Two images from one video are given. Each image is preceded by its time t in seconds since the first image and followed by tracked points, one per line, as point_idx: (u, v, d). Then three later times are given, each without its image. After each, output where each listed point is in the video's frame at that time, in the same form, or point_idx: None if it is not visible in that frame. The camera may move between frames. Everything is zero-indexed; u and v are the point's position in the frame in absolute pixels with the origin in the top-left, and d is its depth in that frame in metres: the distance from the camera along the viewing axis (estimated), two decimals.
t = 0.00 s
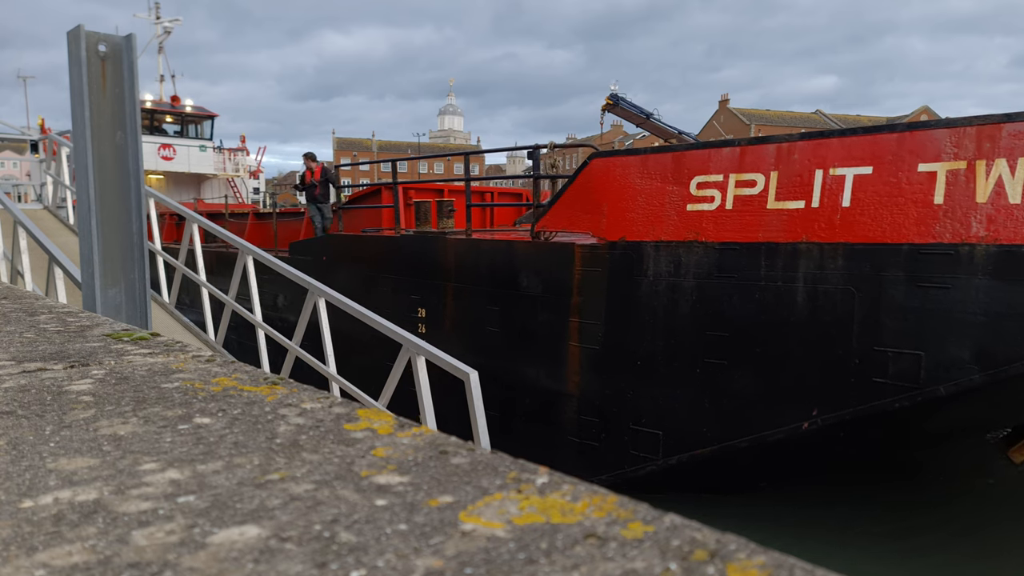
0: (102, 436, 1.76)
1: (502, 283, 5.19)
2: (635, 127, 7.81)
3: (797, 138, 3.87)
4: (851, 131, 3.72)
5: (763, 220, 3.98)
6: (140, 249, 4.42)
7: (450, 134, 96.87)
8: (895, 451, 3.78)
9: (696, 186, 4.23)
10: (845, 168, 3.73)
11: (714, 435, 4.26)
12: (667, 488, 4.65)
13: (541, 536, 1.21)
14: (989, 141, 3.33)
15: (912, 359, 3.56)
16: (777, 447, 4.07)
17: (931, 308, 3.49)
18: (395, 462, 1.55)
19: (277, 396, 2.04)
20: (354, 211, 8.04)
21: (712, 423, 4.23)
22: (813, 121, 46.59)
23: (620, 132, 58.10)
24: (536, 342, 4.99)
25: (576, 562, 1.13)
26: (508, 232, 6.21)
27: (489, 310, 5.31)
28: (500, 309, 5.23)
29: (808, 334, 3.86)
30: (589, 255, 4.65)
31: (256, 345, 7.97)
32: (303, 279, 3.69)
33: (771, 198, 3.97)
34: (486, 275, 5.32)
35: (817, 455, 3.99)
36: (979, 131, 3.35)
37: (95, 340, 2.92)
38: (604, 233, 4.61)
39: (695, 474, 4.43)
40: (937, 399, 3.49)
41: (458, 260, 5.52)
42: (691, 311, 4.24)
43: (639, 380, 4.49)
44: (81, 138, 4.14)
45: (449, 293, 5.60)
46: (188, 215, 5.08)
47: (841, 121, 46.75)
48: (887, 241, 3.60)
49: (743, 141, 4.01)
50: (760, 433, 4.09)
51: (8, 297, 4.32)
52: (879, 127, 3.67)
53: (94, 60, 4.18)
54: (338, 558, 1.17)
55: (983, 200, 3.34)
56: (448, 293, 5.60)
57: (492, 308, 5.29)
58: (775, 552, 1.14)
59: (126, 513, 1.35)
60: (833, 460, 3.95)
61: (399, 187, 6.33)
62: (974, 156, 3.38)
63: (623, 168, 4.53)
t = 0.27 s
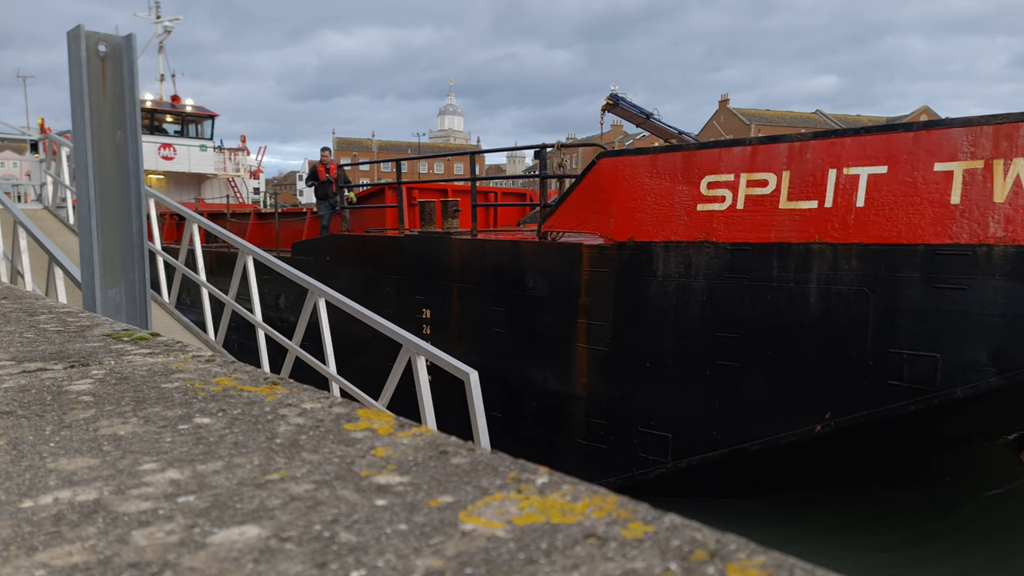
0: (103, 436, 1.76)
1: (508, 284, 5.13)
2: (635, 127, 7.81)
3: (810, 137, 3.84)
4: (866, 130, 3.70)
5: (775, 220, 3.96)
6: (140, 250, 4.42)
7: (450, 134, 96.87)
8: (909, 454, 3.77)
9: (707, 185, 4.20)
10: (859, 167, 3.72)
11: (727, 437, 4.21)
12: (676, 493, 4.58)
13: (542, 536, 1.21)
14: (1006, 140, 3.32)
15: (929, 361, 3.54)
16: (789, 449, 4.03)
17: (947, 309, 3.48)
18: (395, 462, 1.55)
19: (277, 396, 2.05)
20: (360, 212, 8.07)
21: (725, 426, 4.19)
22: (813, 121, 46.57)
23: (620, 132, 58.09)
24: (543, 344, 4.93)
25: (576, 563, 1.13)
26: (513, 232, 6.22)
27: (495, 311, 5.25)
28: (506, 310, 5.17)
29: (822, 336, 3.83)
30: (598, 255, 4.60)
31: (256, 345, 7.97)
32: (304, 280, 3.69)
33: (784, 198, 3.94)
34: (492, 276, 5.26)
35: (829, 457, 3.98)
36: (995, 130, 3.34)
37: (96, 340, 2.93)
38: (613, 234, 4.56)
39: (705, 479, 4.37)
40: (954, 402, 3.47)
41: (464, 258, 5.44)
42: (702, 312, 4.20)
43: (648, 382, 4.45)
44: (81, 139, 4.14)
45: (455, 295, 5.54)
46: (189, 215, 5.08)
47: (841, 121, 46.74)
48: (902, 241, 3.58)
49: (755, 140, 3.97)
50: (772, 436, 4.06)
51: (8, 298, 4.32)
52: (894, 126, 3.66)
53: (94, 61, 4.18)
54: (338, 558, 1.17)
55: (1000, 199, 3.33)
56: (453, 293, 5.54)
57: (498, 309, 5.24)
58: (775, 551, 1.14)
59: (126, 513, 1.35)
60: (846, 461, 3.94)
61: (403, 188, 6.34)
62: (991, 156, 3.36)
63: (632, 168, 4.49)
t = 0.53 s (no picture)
0: (103, 436, 1.76)
1: (514, 285, 5.09)
2: (635, 127, 7.81)
3: (824, 136, 3.78)
4: (881, 129, 3.63)
5: (788, 220, 3.88)
6: (140, 249, 4.42)
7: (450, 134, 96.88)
8: (923, 458, 3.65)
9: (717, 185, 4.14)
10: (874, 167, 3.64)
11: (738, 440, 4.15)
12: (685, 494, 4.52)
13: (542, 536, 1.21)
14: None
15: (945, 363, 3.45)
16: (800, 453, 3.97)
17: (965, 311, 3.38)
18: (396, 462, 1.55)
19: (277, 396, 2.05)
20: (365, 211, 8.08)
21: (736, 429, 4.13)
22: (813, 121, 46.54)
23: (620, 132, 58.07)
24: (550, 344, 4.89)
25: (576, 562, 1.13)
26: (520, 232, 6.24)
27: (501, 312, 5.22)
28: (512, 311, 5.13)
29: (835, 338, 3.75)
30: (605, 256, 4.53)
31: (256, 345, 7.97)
32: (303, 280, 3.69)
33: (796, 198, 3.87)
34: (497, 276, 5.23)
35: (840, 462, 3.87)
36: (1013, 128, 3.26)
37: (96, 340, 2.92)
38: (622, 234, 4.50)
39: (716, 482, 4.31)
40: (972, 405, 3.38)
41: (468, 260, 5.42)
42: (713, 314, 4.12)
43: (657, 384, 4.38)
44: (81, 138, 4.14)
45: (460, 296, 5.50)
46: (188, 215, 5.08)
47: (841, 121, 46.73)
48: (917, 242, 3.50)
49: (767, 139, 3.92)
50: (784, 439, 4.00)
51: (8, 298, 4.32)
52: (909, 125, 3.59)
53: (94, 60, 4.18)
54: (338, 558, 1.17)
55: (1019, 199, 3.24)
56: (459, 294, 5.51)
57: (503, 310, 5.20)
58: (775, 552, 1.13)
59: (126, 513, 1.35)
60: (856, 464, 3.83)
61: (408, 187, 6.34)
62: (1009, 155, 3.28)
63: (641, 168, 4.45)
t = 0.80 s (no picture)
0: (102, 436, 1.76)
1: (521, 286, 5.09)
2: (635, 126, 7.81)
3: (838, 135, 3.75)
4: (895, 128, 3.61)
5: (800, 221, 3.87)
6: (140, 249, 4.42)
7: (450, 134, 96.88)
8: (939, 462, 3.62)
9: (728, 185, 4.13)
10: (888, 167, 3.62)
11: (749, 443, 4.13)
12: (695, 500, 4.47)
13: (542, 536, 1.21)
14: None
15: (962, 366, 3.43)
16: (813, 457, 3.93)
17: (982, 312, 3.36)
18: (395, 462, 1.55)
19: (277, 396, 2.04)
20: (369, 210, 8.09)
21: (748, 432, 4.11)
22: (813, 121, 46.52)
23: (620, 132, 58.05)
24: (558, 347, 4.88)
25: (576, 562, 1.13)
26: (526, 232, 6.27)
27: (507, 314, 5.21)
28: (519, 312, 5.13)
29: (848, 340, 3.73)
30: (615, 257, 4.52)
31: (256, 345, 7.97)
32: (304, 280, 3.68)
33: (809, 198, 3.85)
34: (503, 277, 5.23)
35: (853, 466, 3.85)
36: None
37: (96, 340, 2.92)
38: (630, 235, 4.49)
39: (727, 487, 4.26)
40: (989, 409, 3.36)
41: (474, 261, 5.42)
42: (725, 316, 4.11)
43: (666, 386, 4.36)
44: (81, 138, 4.14)
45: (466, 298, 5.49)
46: (188, 215, 5.08)
47: (841, 121, 46.72)
48: (934, 243, 3.48)
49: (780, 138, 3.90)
50: (795, 442, 3.97)
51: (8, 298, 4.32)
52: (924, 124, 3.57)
53: (94, 61, 4.18)
54: (338, 558, 1.17)
55: None
56: (464, 296, 5.51)
57: (510, 312, 5.20)
58: (775, 551, 1.14)
59: (126, 513, 1.35)
60: (871, 468, 3.78)
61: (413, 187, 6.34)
62: None
63: (651, 168, 4.43)
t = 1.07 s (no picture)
0: (102, 436, 1.76)
1: (527, 287, 5.08)
2: (635, 126, 7.81)
3: (852, 135, 3.75)
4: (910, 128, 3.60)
5: (813, 222, 3.86)
6: (140, 250, 4.42)
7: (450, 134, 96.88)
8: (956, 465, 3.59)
9: (740, 186, 4.13)
10: (904, 167, 3.61)
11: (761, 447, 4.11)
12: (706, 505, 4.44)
13: (542, 536, 1.21)
14: None
15: (980, 369, 3.41)
16: (826, 461, 3.91)
17: (1000, 314, 3.33)
18: (395, 462, 1.55)
19: (277, 397, 2.05)
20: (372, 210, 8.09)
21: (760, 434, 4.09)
22: (813, 121, 46.51)
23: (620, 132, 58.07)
24: (565, 350, 4.87)
25: (576, 562, 1.13)
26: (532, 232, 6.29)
27: (514, 315, 5.20)
28: (526, 314, 5.12)
29: (862, 342, 3.72)
30: (624, 258, 4.52)
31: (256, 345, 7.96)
32: (305, 280, 3.68)
33: (822, 198, 3.85)
34: (509, 278, 5.22)
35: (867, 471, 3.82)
36: None
37: (96, 340, 2.92)
38: (640, 235, 4.50)
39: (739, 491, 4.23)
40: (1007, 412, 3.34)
41: (480, 261, 5.41)
42: (736, 318, 4.10)
43: (676, 388, 4.36)
44: (81, 138, 4.14)
45: (473, 299, 5.49)
46: (189, 215, 5.07)
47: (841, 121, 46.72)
48: (951, 244, 3.47)
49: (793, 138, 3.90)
50: (807, 445, 3.96)
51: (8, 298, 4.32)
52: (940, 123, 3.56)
53: (94, 61, 4.17)
54: (338, 558, 1.17)
55: None
56: (470, 297, 5.51)
57: (515, 313, 5.20)
58: (775, 551, 1.14)
59: (126, 513, 1.35)
60: (890, 473, 3.77)
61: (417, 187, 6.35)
62: None
63: (661, 168, 4.44)
